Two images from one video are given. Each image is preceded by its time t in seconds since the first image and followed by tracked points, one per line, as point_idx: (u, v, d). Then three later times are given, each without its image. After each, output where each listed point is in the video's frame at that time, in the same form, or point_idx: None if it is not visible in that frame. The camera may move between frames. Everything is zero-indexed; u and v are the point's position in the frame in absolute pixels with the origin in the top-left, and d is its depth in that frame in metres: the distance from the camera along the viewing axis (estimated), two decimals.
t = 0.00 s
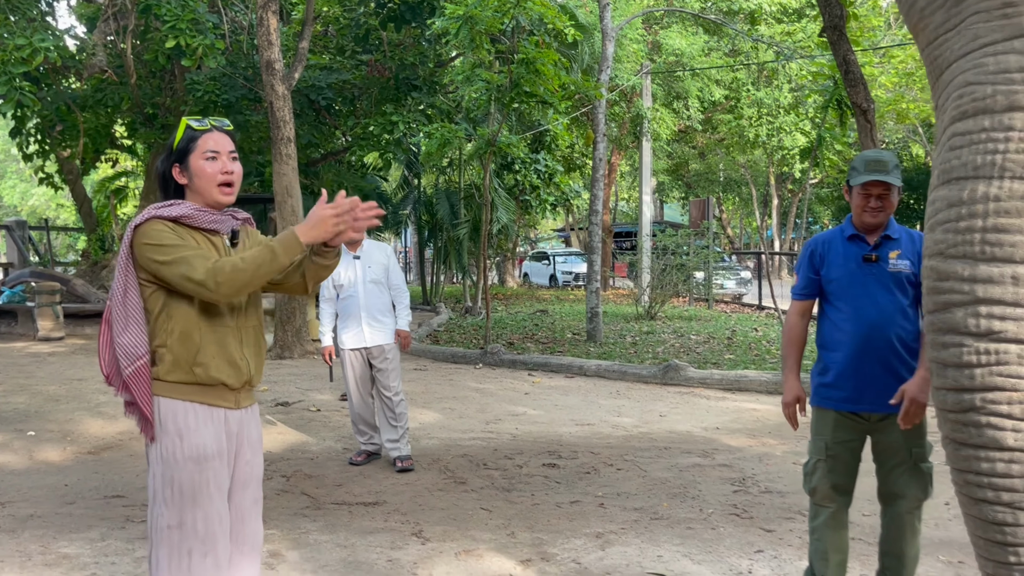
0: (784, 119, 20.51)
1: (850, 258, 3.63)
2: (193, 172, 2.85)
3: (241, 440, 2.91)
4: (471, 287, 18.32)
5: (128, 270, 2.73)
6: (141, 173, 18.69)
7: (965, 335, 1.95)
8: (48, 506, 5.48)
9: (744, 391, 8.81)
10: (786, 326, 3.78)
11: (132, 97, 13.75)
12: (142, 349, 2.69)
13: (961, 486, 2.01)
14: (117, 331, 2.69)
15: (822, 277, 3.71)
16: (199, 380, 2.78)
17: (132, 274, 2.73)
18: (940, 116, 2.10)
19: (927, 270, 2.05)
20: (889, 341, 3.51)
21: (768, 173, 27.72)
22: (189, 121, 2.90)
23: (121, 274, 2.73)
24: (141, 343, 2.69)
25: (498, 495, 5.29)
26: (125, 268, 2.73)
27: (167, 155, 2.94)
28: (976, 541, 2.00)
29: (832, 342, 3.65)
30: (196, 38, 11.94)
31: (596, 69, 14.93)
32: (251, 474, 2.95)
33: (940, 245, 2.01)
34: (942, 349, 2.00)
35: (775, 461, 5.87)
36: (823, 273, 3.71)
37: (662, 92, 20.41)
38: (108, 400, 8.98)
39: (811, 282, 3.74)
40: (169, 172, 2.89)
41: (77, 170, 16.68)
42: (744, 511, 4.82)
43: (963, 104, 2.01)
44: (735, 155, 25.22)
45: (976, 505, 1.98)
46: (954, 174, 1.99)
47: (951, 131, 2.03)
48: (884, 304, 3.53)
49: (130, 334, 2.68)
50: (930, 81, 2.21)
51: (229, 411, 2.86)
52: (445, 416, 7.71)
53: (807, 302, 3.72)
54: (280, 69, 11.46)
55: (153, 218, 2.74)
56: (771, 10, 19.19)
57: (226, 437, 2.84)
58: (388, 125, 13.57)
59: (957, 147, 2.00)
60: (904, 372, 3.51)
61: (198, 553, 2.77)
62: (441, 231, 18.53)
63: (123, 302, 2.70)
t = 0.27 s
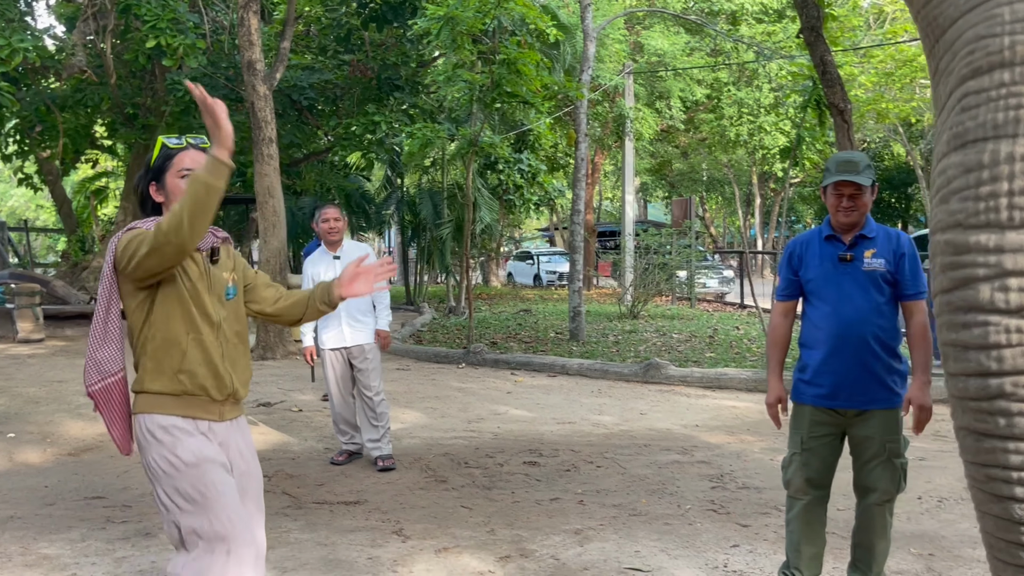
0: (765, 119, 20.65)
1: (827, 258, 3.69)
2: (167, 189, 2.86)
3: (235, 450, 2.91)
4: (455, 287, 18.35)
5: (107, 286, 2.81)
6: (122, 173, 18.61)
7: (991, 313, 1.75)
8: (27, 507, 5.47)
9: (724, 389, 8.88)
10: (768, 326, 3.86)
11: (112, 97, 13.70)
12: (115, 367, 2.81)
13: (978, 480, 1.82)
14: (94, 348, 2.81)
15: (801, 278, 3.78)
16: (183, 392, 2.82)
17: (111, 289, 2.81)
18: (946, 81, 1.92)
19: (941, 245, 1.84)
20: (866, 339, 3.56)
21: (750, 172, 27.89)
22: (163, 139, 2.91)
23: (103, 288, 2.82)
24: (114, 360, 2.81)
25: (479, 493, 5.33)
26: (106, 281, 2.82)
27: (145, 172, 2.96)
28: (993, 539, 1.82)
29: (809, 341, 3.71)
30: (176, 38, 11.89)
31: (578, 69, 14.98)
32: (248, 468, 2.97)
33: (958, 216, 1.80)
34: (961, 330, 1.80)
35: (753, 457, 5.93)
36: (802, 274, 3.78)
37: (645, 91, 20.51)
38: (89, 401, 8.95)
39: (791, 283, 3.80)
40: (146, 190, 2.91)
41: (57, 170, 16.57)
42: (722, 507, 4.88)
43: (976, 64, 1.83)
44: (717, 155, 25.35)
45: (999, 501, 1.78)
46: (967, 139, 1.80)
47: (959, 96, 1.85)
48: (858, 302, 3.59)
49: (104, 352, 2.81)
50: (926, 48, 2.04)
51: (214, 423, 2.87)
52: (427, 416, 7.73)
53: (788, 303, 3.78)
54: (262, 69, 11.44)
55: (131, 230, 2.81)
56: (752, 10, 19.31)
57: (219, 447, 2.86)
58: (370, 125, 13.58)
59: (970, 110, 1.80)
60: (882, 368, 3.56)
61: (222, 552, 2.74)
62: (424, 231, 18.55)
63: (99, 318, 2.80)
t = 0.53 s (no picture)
0: (753, 122, 20.74)
1: (815, 263, 3.73)
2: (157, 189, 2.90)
3: (231, 455, 2.92)
4: (445, 290, 18.37)
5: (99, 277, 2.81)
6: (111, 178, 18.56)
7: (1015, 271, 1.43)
8: (16, 514, 5.46)
9: (712, 392, 8.92)
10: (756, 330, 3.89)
11: (101, 102, 13.68)
12: (107, 360, 2.81)
13: (980, 471, 1.50)
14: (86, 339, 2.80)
15: (789, 282, 3.81)
16: (181, 386, 2.82)
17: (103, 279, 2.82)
18: (946, 33, 1.64)
19: (949, 203, 1.53)
20: (853, 343, 3.59)
21: (739, 175, 28.00)
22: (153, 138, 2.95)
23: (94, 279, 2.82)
24: (106, 352, 2.81)
25: (468, 497, 5.34)
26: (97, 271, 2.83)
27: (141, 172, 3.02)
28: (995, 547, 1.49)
29: (797, 343, 3.73)
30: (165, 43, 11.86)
31: (567, 73, 15.02)
32: (234, 468, 2.95)
33: (972, 166, 1.48)
34: (976, 292, 1.48)
35: (740, 460, 5.96)
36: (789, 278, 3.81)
37: (635, 95, 20.58)
38: (78, 407, 8.93)
39: (780, 287, 3.84)
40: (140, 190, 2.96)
41: (45, 175, 16.52)
42: (709, 509, 4.90)
43: None
44: (707, 158, 25.43)
45: (1008, 497, 1.46)
46: (980, 77, 1.50)
47: (961, 42, 1.57)
48: (845, 305, 3.62)
49: (96, 343, 2.79)
50: (919, 7, 1.78)
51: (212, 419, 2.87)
52: (417, 420, 7.75)
53: (777, 307, 3.81)
54: (251, 74, 11.42)
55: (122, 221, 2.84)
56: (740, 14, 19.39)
57: (213, 452, 2.86)
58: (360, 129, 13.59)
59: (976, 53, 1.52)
60: (868, 372, 3.59)
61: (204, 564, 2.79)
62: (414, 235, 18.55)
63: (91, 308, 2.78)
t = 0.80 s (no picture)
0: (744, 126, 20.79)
1: (806, 267, 3.75)
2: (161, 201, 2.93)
3: (230, 480, 2.87)
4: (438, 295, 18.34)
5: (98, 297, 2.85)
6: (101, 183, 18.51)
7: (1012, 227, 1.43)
8: (6, 521, 5.43)
9: (705, 396, 8.94)
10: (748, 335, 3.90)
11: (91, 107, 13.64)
12: (101, 380, 2.81)
13: (959, 443, 1.53)
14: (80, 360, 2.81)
15: (780, 286, 3.83)
16: (172, 408, 2.81)
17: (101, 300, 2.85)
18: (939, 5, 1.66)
19: (941, 165, 1.54)
20: (843, 346, 3.60)
21: (731, 180, 28.07)
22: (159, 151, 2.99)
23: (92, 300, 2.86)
24: (100, 372, 2.80)
25: (461, 502, 5.34)
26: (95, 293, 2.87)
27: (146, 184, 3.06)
28: (969, 516, 1.51)
29: (788, 347, 3.75)
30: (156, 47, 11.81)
31: (559, 78, 15.03)
32: (249, 474, 2.93)
33: (970, 128, 1.49)
34: (973, 252, 1.48)
35: (732, 464, 5.98)
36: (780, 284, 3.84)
37: (626, 99, 20.62)
38: (68, 414, 8.89)
39: (771, 292, 3.85)
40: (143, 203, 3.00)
41: (35, 181, 16.46)
42: (701, 513, 4.91)
43: None
44: (699, 162, 25.49)
45: (990, 471, 1.48)
46: (978, 40, 1.51)
47: (958, 10, 1.59)
48: (835, 308, 3.64)
49: (90, 364, 2.80)
50: None
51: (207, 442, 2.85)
52: (409, 425, 7.74)
53: (768, 311, 3.83)
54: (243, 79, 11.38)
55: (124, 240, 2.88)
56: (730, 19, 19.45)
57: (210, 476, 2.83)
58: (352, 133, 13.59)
59: (973, 18, 1.55)
60: (859, 376, 3.60)
61: None
62: (406, 239, 18.53)
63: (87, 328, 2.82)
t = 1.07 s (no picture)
0: (739, 132, 20.84)
1: (797, 273, 3.76)
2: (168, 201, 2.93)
3: (237, 481, 2.89)
4: (434, 301, 18.35)
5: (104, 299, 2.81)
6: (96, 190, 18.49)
7: (982, 258, 1.13)
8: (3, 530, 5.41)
9: (701, 401, 8.94)
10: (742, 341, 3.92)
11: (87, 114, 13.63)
12: (118, 385, 2.74)
13: (904, 461, 1.23)
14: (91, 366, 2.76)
15: (772, 293, 3.84)
16: (180, 409, 2.82)
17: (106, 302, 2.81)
18: (887, 12, 1.32)
19: (899, 189, 1.22)
20: (832, 351, 3.60)
21: (726, 185, 28.17)
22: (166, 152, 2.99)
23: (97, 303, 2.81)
24: (113, 377, 2.74)
25: (458, 510, 5.32)
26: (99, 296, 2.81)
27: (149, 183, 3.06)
28: (916, 541, 1.21)
29: (779, 354, 3.76)
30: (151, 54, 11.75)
31: (555, 84, 15.04)
32: (254, 486, 2.94)
33: (932, 147, 1.18)
34: (926, 281, 1.18)
35: (730, 470, 5.97)
36: (772, 290, 3.85)
37: (621, 105, 20.67)
38: (64, 422, 8.87)
39: (764, 299, 3.87)
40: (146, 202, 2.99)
41: (29, 188, 16.41)
42: (700, 520, 4.90)
43: None
44: (693, 167, 25.56)
45: (940, 487, 1.17)
46: (941, 51, 1.19)
47: (915, 18, 1.25)
48: (825, 315, 3.63)
49: (103, 369, 2.74)
50: None
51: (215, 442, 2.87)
52: (406, 431, 7.72)
53: (760, 318, 3.84)
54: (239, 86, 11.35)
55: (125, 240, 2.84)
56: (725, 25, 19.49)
57: (216, 477, 2.85)
58: (348, 140, 13.60)
59: (933, 20, 1.22)
60: (849, 381, 3.59)
61: None
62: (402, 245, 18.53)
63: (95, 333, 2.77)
